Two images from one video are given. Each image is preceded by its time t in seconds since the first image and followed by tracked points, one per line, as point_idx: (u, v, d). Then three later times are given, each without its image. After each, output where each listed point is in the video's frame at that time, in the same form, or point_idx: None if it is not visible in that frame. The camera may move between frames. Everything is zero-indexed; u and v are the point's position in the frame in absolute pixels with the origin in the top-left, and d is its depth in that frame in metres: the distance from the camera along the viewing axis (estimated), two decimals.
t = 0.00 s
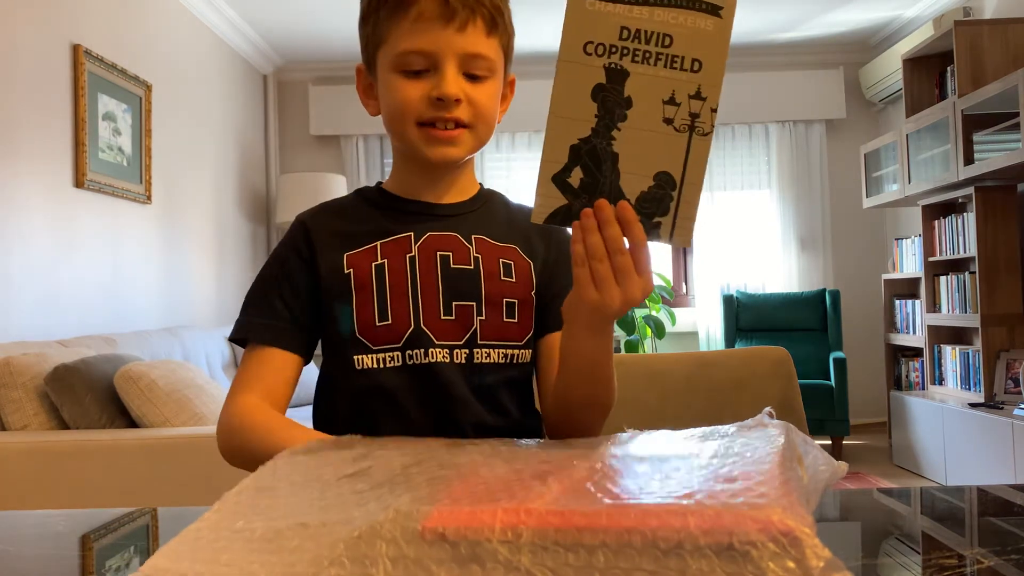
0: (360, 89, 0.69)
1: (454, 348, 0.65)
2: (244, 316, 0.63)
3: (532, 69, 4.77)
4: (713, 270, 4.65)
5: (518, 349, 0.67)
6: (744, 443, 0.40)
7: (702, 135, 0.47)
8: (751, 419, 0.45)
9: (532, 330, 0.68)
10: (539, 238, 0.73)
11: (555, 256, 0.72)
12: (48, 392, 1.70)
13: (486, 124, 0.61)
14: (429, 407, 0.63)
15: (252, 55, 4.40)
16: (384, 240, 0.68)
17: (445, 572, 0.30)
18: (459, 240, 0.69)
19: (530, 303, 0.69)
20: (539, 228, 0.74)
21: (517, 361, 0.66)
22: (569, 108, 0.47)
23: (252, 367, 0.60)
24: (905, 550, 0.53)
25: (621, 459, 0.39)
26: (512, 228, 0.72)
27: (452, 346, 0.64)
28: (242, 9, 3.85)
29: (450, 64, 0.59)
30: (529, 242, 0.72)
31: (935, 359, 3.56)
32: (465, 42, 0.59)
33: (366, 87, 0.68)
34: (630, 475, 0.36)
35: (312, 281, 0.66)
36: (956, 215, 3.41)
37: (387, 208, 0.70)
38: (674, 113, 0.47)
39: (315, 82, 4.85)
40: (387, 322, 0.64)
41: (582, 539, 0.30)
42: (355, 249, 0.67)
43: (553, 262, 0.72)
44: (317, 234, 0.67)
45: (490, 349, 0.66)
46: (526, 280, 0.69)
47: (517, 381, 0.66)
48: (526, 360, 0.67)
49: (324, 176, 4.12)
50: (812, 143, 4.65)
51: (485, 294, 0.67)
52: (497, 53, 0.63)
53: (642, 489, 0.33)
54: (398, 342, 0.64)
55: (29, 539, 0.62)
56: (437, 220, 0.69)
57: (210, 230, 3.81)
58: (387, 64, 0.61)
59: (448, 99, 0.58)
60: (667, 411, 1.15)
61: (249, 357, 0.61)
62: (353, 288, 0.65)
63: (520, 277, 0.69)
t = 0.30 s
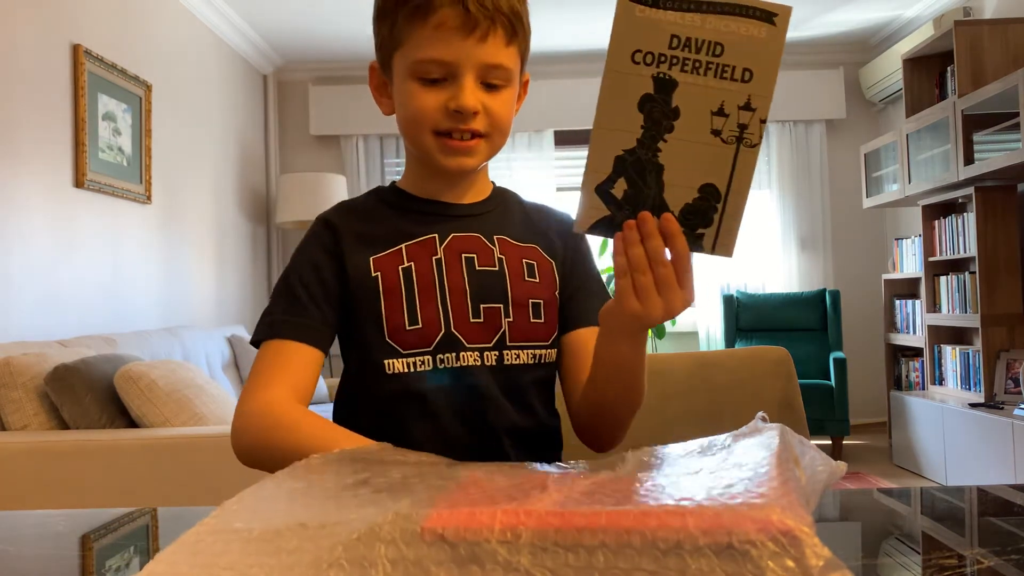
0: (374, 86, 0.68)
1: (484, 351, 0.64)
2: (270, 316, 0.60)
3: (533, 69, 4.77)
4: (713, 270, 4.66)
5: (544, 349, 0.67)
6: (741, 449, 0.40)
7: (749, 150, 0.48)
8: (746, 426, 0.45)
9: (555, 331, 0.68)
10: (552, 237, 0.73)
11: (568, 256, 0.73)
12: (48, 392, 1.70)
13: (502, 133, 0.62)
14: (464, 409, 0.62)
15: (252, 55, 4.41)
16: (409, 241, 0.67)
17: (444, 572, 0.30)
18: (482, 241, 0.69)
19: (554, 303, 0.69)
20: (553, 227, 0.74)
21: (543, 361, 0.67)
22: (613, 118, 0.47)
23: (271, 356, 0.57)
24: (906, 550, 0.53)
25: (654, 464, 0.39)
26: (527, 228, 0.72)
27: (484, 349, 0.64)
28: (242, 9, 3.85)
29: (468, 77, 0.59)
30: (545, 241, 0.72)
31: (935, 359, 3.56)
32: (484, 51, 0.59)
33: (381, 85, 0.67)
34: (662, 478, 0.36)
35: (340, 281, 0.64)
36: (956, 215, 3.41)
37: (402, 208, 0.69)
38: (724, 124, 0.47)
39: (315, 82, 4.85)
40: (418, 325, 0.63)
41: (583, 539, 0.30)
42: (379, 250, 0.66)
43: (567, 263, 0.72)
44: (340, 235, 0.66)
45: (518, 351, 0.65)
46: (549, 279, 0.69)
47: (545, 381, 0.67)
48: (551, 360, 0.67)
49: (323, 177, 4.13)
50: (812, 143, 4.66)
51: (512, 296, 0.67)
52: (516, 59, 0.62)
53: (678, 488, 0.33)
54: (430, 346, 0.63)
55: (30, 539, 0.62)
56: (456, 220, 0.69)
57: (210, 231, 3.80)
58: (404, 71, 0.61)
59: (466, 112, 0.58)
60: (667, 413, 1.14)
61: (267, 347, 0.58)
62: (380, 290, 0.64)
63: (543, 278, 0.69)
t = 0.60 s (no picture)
0: (403, 92, 0.70)
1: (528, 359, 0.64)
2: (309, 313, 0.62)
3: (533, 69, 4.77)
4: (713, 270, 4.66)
5: (590, 359, 0.67)
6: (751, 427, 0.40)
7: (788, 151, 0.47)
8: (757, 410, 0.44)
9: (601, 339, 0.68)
10: (598, 242, 0.72)
11: (613, 260, 0.72)
12: (48, 392, 1.70)
13: (536, 125, 0.62)
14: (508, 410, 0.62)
15: (252, 55, 4.41)
16: (456, 245, 0.67)
17: (449, 561, 0.30)
18: (528, 247, 0.69)
19: (599, 313, 0.68)
20: (599, 231, 0.74)
21: (589, 371, 0.66)
22: (662, 130, 0.45)
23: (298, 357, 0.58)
24: (906, 550, 0.53)
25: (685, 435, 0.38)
26: (573, 232, 0.72)
27: (527, 357, 0.64)
28: (242, 9, 3.85)
29: (497, 71, 0.59)
30: (589, 246, 0.72)
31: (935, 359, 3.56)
32: (512, 44, 0.60)
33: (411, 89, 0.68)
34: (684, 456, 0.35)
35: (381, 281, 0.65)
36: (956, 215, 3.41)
37: (451, 209, 0.69)
38: (765, 126, 0.46)
39: (315, 81, 4.85)
40: (463, 332, 0.64)
41: (586, 532, 0.30)
42: (425, 254, 0.66)
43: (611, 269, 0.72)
44: (388, 234, 0.67)
45: (564, 360, 0.65)
46: (595, 287, 0.69)
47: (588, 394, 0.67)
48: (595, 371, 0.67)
49: (323, 177, 4.12)
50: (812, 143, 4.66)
51: (558, 304, 0.66)
52: (543, 50, 0.63)
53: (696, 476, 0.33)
54: (472, 354, 0.63)
55: (30, 539, 0.62)
56: (502, 223, 0.69)
57: (210, 232, 3.80)
58: (432, 73, 0.62)
59: (498, 108, 0.59)
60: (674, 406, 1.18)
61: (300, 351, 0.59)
62: (426, 297, 0.64)
63: (589, 286, 0.69)
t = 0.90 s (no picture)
0: (466, 78, 0.67)
1: (569, 371, 0.61)
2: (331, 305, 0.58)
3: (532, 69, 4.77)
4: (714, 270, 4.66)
5: (635, 377, 0.65)
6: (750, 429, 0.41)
7: (956, 198, 0.46)
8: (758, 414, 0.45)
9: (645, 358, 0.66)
10: (652, 263, 0.72)
11: (661, 283, 0.72)
12: (47, 392, 1.70)
13: (612, 134, 0.62)
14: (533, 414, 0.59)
15: (252, 54, 4.41)
16: (504, 245, 0.64)
17: (450, 556, 0.30)
18: (577, 255, 0.66)
19: (643, 329, 0.67)
20: (650, 251, 0.73)
21: (630, 390, 0.64)
22: (844, 165, 0.44)
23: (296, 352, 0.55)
24: (905, 550, 0.53)
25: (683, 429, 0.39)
26: (621, 247, 0.71)
27: (572, 367, 0.61)
28: (242, 9, 3.85)
29: (588, 71, 0.58)
30: (637, 264, 0.71)
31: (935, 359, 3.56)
32: (604, 45, 0.59)
33: (476, 78, 0.66)
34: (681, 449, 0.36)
35: (416, 277, 0.61)
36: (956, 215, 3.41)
37: (498, 208, 0.66)
38: (938, 170, 0.45)
39: (315, 81, 4.84)
40: (507, 336, 0.60)
41: (585, 529, 0.30)
42: (471, 254, 0.63)
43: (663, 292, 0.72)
44: (430, 228, 0.64)
45: (606, 375, 0.63)
46: (639, 305, 0.67)
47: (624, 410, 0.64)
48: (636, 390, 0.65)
49: (323, 177, 4.12)
50: (812, 143, 4.66)
51: (605, 317, 0.64)
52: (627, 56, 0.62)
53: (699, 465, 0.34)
54: (514, 360, 0.60)
55: (30, 539, 0.62)
56: (550, 228, 0.67)
57: (210, 232, 3.80)
58: (516, 66, 0.60)
59: (586, 110, 0.58)
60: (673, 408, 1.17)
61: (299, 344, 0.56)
62: (471, 298, 0.61)
63: (634, 302, 0.67)
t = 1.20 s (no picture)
0: (484, 69, 0.61)
1: (577, 374, 0.60)
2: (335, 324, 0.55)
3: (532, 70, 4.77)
4: (713, 270, 4.65)
5: (641, 377, 0.63)
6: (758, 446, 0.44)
7: None
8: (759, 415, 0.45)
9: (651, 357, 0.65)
10: (659, 255, 0.69)
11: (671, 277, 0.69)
12: (47, 392, 1.70)
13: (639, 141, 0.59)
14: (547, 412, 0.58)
15: (252, 54, 4.41)
16: (508, 248, 0.63)
17: (450, 560, 0.30)
18: (581, 254, 0.64)
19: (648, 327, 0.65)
20: (656, 243, 0.70)
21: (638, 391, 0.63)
22: None
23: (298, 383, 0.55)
24: (905, 550, 0.53)
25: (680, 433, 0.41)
26: (626, 242, 0.68)
27: (579, 369, 0.60)
28: (242, 9, 3.85)
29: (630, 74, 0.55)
30: (641, 258, 0.68)
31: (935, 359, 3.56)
32: (642, 49, 0.56)
33: (494, 73, 0.61)
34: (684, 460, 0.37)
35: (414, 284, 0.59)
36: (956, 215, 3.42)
37: (505, 212, 0.64)
38: None
39: (315, 81, 4.84)
40: (515, 342, 0.59)
41: (585, 532, 0.30)
42: (474, 258, 0.61)
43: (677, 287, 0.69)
44: (432, 232, 0.61)
45: (613, 377, 0.61)
46: (644, 302, 0.65)
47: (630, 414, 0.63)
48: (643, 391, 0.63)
49: (323, 177, 4.12)
50: (812, 142, 4.66)
51: (610, 318, 0.63)
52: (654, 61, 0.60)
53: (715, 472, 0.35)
54: (522, 365, 0.59)
55: (30, 539, 0.62)
56: (552, 227, 0.65)
57: (210, 232, 3.80)
58: (551, 61, 0.56)
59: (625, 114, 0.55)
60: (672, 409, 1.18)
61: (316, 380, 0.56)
62: (477, 304, 0.59)
63: (639, 300, 0.65)
